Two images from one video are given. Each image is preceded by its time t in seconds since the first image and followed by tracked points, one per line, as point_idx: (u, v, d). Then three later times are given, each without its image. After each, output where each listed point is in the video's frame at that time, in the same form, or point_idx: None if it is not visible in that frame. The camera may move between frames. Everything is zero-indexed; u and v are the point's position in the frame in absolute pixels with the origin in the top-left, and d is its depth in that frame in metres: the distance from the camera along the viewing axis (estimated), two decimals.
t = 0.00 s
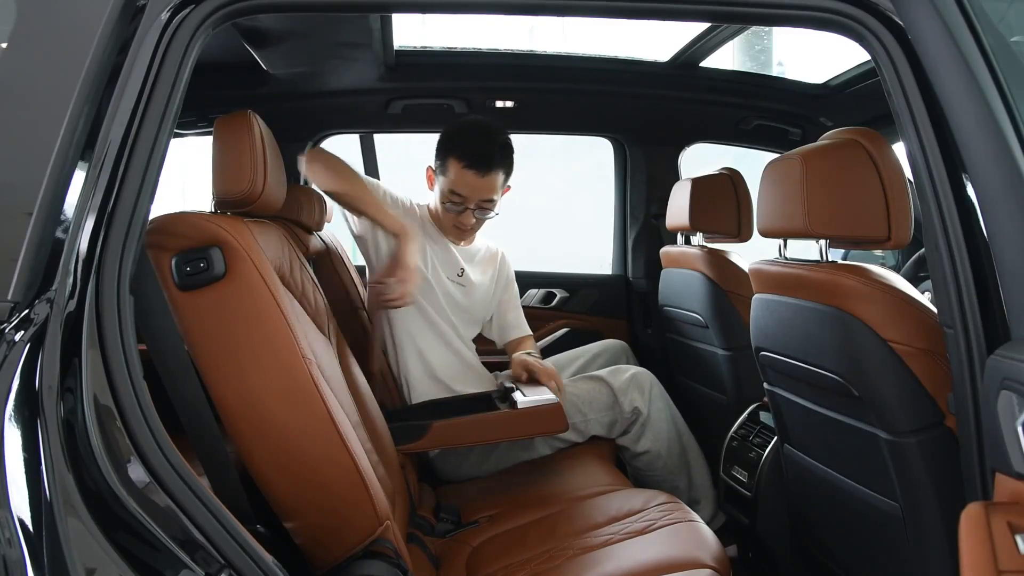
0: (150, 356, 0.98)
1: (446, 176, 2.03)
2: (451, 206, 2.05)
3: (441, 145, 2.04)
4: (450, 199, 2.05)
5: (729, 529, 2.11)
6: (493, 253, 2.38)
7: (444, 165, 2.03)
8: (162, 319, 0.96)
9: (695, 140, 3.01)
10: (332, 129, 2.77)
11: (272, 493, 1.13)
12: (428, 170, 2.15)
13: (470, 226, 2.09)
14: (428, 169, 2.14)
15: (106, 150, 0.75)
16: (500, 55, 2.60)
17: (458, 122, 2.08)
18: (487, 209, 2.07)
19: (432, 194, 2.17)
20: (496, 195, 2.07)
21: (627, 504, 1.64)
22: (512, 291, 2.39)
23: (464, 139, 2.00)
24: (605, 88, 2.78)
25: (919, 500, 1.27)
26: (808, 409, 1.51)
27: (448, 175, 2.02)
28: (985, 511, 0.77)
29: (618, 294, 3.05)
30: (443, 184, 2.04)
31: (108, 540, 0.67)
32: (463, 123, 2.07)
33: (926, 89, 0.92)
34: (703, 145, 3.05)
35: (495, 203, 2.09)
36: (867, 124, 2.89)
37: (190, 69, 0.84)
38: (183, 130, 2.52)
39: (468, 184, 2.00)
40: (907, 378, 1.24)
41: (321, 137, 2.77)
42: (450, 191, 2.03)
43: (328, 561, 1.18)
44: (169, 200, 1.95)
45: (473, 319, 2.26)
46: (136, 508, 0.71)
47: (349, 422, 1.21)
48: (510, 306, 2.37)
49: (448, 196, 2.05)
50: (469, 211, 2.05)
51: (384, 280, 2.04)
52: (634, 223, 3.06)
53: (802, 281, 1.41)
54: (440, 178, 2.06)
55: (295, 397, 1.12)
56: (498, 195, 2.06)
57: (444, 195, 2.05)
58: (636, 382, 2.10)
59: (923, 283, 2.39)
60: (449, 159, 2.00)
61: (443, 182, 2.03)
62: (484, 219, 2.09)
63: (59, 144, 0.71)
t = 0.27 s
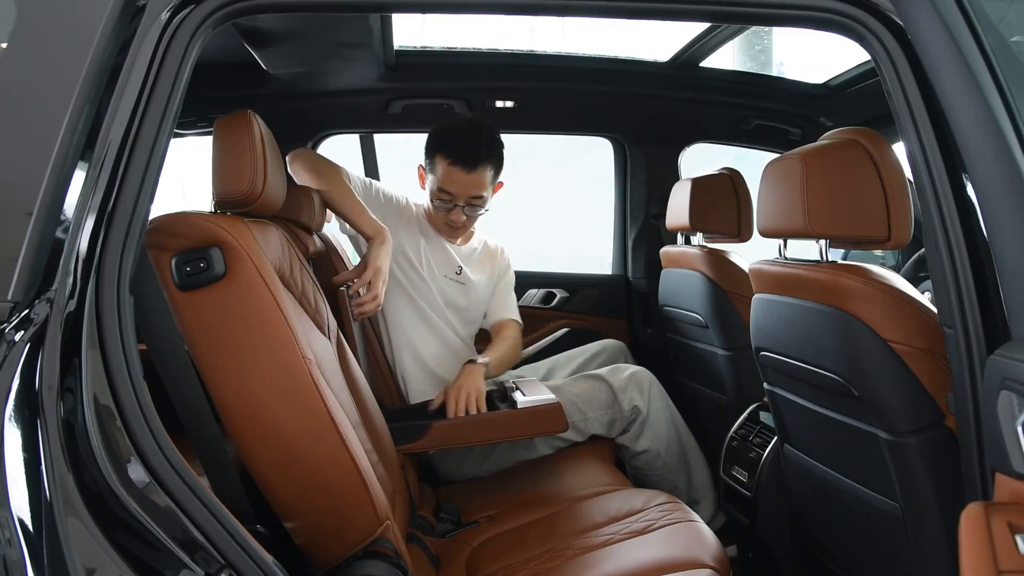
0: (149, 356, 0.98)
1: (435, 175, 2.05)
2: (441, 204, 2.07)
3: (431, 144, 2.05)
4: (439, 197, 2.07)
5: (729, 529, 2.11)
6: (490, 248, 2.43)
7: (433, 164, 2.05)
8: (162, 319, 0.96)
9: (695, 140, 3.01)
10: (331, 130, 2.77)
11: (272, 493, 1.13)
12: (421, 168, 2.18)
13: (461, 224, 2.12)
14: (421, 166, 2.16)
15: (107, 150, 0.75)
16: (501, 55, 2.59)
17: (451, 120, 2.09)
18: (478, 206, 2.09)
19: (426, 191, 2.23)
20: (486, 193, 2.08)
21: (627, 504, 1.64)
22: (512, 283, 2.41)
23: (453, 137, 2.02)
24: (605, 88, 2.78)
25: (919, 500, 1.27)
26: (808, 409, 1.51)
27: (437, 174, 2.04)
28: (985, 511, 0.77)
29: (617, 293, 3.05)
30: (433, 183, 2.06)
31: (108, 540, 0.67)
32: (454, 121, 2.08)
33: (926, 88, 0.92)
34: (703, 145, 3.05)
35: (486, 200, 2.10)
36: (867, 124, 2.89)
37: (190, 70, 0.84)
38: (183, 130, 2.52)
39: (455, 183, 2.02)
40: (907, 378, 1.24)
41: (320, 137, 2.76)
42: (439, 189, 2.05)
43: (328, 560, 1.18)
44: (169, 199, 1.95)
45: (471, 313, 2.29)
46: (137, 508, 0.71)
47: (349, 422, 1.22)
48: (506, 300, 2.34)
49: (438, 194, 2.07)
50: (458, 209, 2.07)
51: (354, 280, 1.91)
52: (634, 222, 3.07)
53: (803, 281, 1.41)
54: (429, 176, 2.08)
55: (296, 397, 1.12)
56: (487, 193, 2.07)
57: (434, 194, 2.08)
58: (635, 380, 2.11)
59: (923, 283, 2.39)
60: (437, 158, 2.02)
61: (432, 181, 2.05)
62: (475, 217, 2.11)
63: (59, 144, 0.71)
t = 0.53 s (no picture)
0: (149, 355, 0.98)
1: (434, 176, 2.05)
2: (439, 205, 2.07)
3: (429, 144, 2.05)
4: (438, 198, 2.07)
5: (729, 529, 2.12)
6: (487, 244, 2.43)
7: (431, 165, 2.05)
8: (162, 319, 0.96)
9: (694, 140, 3.01)
10: (331, 130, 2.77)
11: (272, 493, 1.13)
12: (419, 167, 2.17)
13: (459, 224, 2.12)
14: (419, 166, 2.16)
15: (107, 150, 0.75)
16: (501, 56, 2.60)
17: (448, 121, 2.09)
18: (476, 207, 2.09)
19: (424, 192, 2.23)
20: (485, 193, 2.08)
21: (627, 504, 1.64)
22: (510, 281, 2.42)
23: (450, 138, 2.01)
24: (606, 88, 2.78)
25: (919, 500, 1.27)
26: (808, 408, 1.51)
27: (435, 175, 2.04)
28: (986, 511, 0.77)
29: (617, 293, 3.05)
30: (431, 183, 2.06)
31: (108, 540, 0.67)
32: (452, 122, 2.08)
33: (925, 89, 0.92)
34: (703, 145, 3.05)
35: (485, 199, 2.10)
36: (867, 124, 2.89)
37: (190, 70, 0.84)
38: (183, 130, 2.52)
39: (454, 184, 2.02)
40: (907, 378, 1.24)
41: (320, 137, 2.77)
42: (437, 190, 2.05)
43: (329, 560, 1.18)
44: (169, 199, 1.94)
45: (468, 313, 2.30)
46: (136, 508, 0.71)
47: (349, 422, 1.22)
48: (510, 302, 2.37)
49: (437, 195, 2.07)
50: (456, 210, 2.07)
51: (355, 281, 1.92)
52: (634, 223, 3.07)
53: (802, 281, 1.41)
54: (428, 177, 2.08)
55: (296, 397, 1.12)
56: (485, 193, 2.07)
57: (433, 195, 2.08)
58: (635, 379, 2.11)
59: (923, 283, 2.39)
60: (435, 159, 2.02)
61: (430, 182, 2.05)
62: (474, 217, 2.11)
63: (59, 144, 0.71)
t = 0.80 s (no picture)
0: (149, 355, 0.98)
1: (435, 176, 2.05)
2: (440, 205, 2.07)
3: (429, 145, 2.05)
4: (439, 198, 2.07)
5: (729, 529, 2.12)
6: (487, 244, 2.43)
7: (432, 165, 2.05)
8: (162, 319, 0.96)
9: (694, 140, 3.02)
10: (331, 130, 2.77)
11: (272, 493, 1.13)
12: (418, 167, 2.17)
13: (460, 224, 2.12)
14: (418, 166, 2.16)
15: (107, 150, 0.75)
16: (501, 56, 2.60)
17: (447, 121, 2.09)
18: (477, 206, 2.10)
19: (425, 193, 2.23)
20: (486, 192, 2.08)
21: (627, 504, 1.64)
22: (509, 282, 2.42)
23: (451, 138, 2.01)
24: (606, 88, 2.78)
25: (919, 500, 1.27)
26: (808, 408, 1.51)
27: (436, 175, 2.03)
28: (986, 511, 0.77)
29: (618, 294, 3.05)
30: (432, 184, 2.06)
31: (108, 540, 0.67)
32: (451, 121, 2.08)
33: (926, 89, 0.92)
34: (703, 144, 3.05)
35: (486, 199, 2.10)
36: (867, 124, 2.89)
37: (190, 70, 0.84)
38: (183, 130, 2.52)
39: (455, 184, 2.02)
40: (907, 378, 1.24)
41: (320, 137, 2.77)
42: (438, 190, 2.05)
43: (329, 560, 1.18)
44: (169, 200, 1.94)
45: (467, 313, 2.30)
46: (136, 508, 0.71)
47: (349, 422, 1.22)
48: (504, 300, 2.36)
49: (438, 196, 2.07)
50: (458, 210, 2.07)
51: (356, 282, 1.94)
52: (634, 223, 3.07)
53: (802, 281, 1.41)
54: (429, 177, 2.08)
55: (296, 397, 1.12)
56: (486, 192, 2.07)
57: (434, 195, 2.08)
58: (635, 379, 2.11)
59: (923, 283, 2.39)
60: (436, 159, 2.02)
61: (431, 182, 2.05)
62: (475, 216, 2.12)
63: (59, 144, 0.71)
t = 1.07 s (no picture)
0: (149, 355, 0.98)
1: (437, 177, 2.04)
2: (444, 206, 2.07)
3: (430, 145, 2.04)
4: (441, 199, 2.06)
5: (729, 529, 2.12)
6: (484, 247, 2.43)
7: (434, 166, 2.04)
8: (162, 319, 0.96)
9: (694, 140, 3.02)
10: (331, 130, 2.77)
11: (272, 493, 1.13)
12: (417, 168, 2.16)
13: (462, 224, 2.12)
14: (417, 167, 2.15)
15: (107, 150, 0.75)
16: (501, 56, 2.60)
17: (446, 120, 2.09)
18: (479, 206, 2.10)
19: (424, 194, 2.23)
20: (489, 191, 2.08)
21: (627, 504, 1.64)
22: (507, 284, 2.42)
23: (453, 139, 2.01)
24: (606, 88, 2.78)
25: (919, 500, 1.27)
26: (808, 408, 1.51)
27: (439, 176, 2.02)
28: (986, 511, 0.77)
29: (617, 293, 3.05)
30: (435, 184, 2.05)
31: (108, 540, 0.67)
32: (450, 121, 2.07)
33: (926, 89, 0.92)
34: (703, 144, 3.05)
35: (487, 199, 2.11)
36: (867, 124, 2.88)
37: (190, 70, 0.84)
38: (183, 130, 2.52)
39: (460, 184, 2.01)
40: (907, 378, 1.24)
41: (320, 137, 2.77)
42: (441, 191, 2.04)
43: (329, 560, 1.18)
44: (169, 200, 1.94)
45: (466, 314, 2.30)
46: (136, 508, 0.71)
47: (349, 423, 1.22)
48: (502, 303, 2.36)
49: (441, 197, 2.06)
50: (461, 210, 2.07)
51: (365, 280, 1.93)
52: (634, 223, 3.07)
53: (802, 281, 1.41)
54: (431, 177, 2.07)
55: (295, 397, 1.12)
56: (489, 191, 2.07)
57: (436, 196, 2.07)
58: (635, 379, 2.11)
59: (923, 283, 2.39)
60: (439, 159, 2.01)
61: (434, 183, 2.04)
62: (477, 215, 2.12)
63: (59, 144, 0.71)
